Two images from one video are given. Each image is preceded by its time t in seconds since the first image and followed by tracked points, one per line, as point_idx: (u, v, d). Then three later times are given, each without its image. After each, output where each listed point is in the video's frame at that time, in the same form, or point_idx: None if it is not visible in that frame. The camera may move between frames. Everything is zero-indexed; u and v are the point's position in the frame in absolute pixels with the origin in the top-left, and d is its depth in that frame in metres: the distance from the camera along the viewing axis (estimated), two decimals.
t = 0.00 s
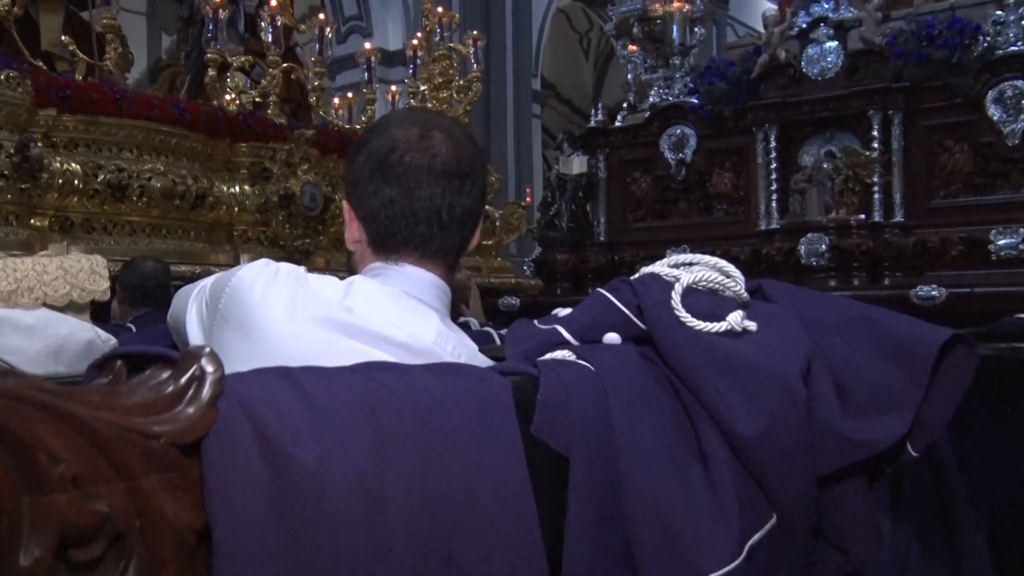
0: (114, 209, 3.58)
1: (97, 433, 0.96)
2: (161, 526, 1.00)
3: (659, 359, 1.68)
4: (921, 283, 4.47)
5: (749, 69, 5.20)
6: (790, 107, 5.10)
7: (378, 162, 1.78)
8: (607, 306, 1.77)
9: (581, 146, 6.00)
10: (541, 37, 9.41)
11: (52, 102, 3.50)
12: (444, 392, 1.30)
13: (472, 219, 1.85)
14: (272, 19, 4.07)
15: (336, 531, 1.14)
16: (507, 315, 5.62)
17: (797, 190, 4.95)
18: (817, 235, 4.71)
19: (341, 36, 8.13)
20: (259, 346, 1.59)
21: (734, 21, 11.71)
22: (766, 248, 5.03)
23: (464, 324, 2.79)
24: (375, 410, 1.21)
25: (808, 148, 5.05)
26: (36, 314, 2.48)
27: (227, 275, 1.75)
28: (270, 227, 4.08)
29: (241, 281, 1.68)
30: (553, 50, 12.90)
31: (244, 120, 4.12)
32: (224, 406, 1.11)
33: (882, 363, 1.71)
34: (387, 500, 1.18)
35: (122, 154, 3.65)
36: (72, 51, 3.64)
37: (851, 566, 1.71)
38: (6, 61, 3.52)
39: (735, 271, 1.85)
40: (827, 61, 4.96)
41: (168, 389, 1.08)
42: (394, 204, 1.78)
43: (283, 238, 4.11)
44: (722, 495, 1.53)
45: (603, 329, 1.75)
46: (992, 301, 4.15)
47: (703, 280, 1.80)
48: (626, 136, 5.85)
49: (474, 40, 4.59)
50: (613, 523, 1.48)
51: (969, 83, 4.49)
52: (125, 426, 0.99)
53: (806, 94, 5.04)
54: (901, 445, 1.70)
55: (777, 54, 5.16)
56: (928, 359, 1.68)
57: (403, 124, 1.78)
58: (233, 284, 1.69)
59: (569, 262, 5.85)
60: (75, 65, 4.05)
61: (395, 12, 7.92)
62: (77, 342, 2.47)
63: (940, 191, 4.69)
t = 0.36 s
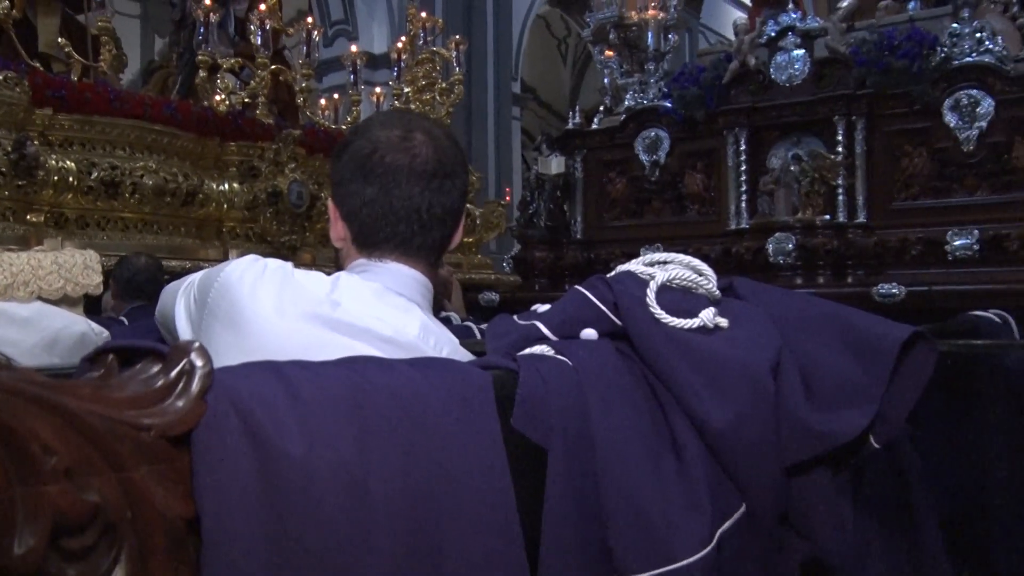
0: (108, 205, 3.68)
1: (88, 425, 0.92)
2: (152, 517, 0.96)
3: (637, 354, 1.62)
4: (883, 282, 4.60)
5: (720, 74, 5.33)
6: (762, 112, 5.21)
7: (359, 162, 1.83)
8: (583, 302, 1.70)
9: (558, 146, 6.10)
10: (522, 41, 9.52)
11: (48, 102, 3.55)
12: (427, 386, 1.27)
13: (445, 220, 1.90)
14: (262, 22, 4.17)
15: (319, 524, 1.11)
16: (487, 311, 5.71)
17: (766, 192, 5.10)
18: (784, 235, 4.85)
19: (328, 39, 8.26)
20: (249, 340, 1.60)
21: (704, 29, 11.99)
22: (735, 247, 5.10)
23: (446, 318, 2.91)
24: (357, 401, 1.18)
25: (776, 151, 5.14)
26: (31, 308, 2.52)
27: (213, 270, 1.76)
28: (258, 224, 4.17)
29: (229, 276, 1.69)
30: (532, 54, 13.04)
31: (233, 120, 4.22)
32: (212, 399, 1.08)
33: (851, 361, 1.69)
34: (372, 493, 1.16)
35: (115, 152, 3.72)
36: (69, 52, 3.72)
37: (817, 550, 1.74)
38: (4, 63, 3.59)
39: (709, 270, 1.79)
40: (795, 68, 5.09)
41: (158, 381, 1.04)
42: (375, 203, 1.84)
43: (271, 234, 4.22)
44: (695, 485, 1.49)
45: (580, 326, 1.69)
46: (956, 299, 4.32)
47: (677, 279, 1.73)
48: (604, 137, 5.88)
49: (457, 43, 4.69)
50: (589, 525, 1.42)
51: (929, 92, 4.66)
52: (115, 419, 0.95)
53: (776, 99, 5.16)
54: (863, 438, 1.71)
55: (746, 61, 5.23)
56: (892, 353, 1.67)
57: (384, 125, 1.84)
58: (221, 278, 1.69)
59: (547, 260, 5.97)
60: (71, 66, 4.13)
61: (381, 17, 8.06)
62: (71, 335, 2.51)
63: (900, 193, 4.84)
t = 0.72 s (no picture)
0: (106, 206, 3.79)
1: (85, 422, 0.95)
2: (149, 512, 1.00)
3: (613, 352, 1.67)
4: (847, 281, 4.70)
5: (693, 83, 5.37)
6: (732, 119, 5.28)
7: (347, 168, 1.93)
8: (560, 303, 1.77)
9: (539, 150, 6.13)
10: (504, 49, 9.68)
11: (50, 107, 3.66)
12: (414, 385, 1.29)
13: (427, 228, 1.99)
14: (255, 31, 4.23)
15: (309, 519, 1.14)
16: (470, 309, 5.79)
17: (734, 195, 5.25)
18: (753, 237, 4.94)
19: (318, 47, 8.40)
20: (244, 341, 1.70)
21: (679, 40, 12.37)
22: (708, 248, 5.18)
23: (431, 316, 3.04)
24: (346, 399, 1.21)
25: (746, 157, 5.21)
26: (33, 306, 2.56)
27: (208, 272, 1.86)
28: (250, 224, 4.29)
29: (224, 279, 1.79)
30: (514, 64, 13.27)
31: (226, 125, 4.31)
32: (206, 397, 1.12)
33: (819, 363, 1.77)
34: (361, 488, 1.18)
35: (114, 155, 3.84)
36: (70, 60, 3.85)
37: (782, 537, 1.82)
38: (10, 70, 3.71)
39: (682, 271, 1.86)
40: (764, 78, 5.17)
41: (154, 380, 1.08)
42: (363, 207, 1.93)
43: (262, 234, 4.33)
44: (669, 478, 1.52)
45: (559, 326, 1.75)
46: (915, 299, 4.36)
47: (653, 280, 1.79)
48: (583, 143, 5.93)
49: (441, 52, 4.82)
50: (567, 521, 1.45)
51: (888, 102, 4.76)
52: (113, 416, 0.98)
53: (745, 108, 5.25)
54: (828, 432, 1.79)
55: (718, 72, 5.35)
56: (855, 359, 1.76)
57: (372, 132, 1.94)
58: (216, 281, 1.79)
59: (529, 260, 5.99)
60: (71, 72, 4.25)
61: (369, 26, 8.22)
62: (71, 331, 2.55)
63: (862, 198, 4.93)
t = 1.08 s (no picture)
0: (111, 211, 3.91)
1: (98, 423, 1.01)
2: (159, 507, 1.05)
3: (597, 353, 1.78)
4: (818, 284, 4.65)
5: (673, 94, 5.33)
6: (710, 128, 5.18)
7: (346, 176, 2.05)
8: (547, 305, 1.87)
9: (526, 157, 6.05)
10: (492, 63, 9.87)
11: (60, 117, 3.76)
12: (408, 385, 1.37)
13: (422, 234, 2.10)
14: (253, 43, 4.42)
15: (309, 514, 1.20)
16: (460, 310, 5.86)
17: (712, 202, 5.15)
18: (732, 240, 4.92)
19: (314, 58, 8.49)
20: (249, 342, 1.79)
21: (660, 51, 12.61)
22: (688, 250, 5.13)
23: (422, 317, 3.17)
24: (343, 398, 1.28)
25: (723, 165, 5.14)
26: (45, 309, 2.69)
27: (211, 275, 1.93)
28: (248, 228, 4.48)
29: (227, 283, 1.87)
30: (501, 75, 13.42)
31: (227, 133, 4.39)
32: (212, 399, 1.17)
33: (793, 363, 1.82)
34: (357, 484, 1.25)
35: (119, 163, 3.96)
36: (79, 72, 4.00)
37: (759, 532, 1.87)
38: (23, 82, 3.81)
39: (663, 276, 1.94)
40: (740, 89, 5.09)
41: (162, 383, 1.13)
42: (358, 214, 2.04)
43: (260, 237, 4.52)
44: (650, 472, 1.62)
45: (546, 328, 1.86)
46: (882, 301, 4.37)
47: (635, 284, 1.89)
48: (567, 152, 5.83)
49: (433, 62, 4.95)
50: (554, 513, 1.53)
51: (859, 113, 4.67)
52: (125, 418, 1.04)
53: (721, 118, 5.16)
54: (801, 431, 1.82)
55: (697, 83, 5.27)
56: (829, 353, 1.81)
57: (370, 142, 2.06)
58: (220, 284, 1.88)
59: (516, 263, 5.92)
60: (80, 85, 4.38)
61: (363, 38, 8.36)
62: (81, 333, 2.68)
63: (833, 205, 4.83)
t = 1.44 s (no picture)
0: (114, 215, 3.98)
1: (111, 427, 1.05)
2: (167, 508, 1.10)
3: (590, 360, 1.86)
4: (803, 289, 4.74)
5: (663, 103, 5.36)
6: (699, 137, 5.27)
7: (344, 186, 2.13)
8: (545, 311, 1.97)
9: (520, 165, 6.09)
10: (484, 72, 9.97)
11: (63, 123, 3.85)
12: (403, 388, 1.41)
13: (421, 238, 2.18)
14: (253, 53, 4.48)
15: (311, 510, 1.25)
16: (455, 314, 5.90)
17: (701, 210, 5.27)
18: (719, 247, 5.02)
19: (311, 67, 8.55)
20: (254, 350, 1.86)
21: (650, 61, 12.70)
22: (677, 257, 5.24)
23: (417, 321, 3.26)
24: (345, 400, 1.33)
25: (711, 172, 5.22)
26: (51, 313, 2.79)
27: (212, 283, 1.99)
28: (247, 233, 4.51)
29: (228, 291, 1.93)
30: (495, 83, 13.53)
31: (226, 139, 4.45)
32: (218, 404, 1.23)
33: (775, 365, 1.92)
34: (358, 484, 1.30)
35: (120, 168, 4.02)
36: (82, 79, 4.06)
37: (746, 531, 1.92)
38: (28, 90, 3.91)
39: (653, 284, 2.00)
40: (728, 100, 5.16)
41: (170, 389, 1.19)
42: (353, 220, 2.13)
43: (259, 241, 4.57)
44: (640, 474, 1.71)
45: (538, 334, 1.95)
46: (860, 305, 4.44)
47: (625, 292, 1.96)
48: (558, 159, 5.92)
49: (428, 72, 5.05)
50: (548, 516, 1.59)
51: (842, 123, 4.76)
52: (135, 422, 1.09)
53: (709, 127, 5.26)
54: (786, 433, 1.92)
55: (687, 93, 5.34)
56: (812, 359, 1.90)
57: (369, 153, 2.14)
58: (222, 292, 1.94)
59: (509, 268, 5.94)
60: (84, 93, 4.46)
61: (360, 45, 8.44)
62: (86, 336, 2.80)
63: (817, 212, 4.93)
